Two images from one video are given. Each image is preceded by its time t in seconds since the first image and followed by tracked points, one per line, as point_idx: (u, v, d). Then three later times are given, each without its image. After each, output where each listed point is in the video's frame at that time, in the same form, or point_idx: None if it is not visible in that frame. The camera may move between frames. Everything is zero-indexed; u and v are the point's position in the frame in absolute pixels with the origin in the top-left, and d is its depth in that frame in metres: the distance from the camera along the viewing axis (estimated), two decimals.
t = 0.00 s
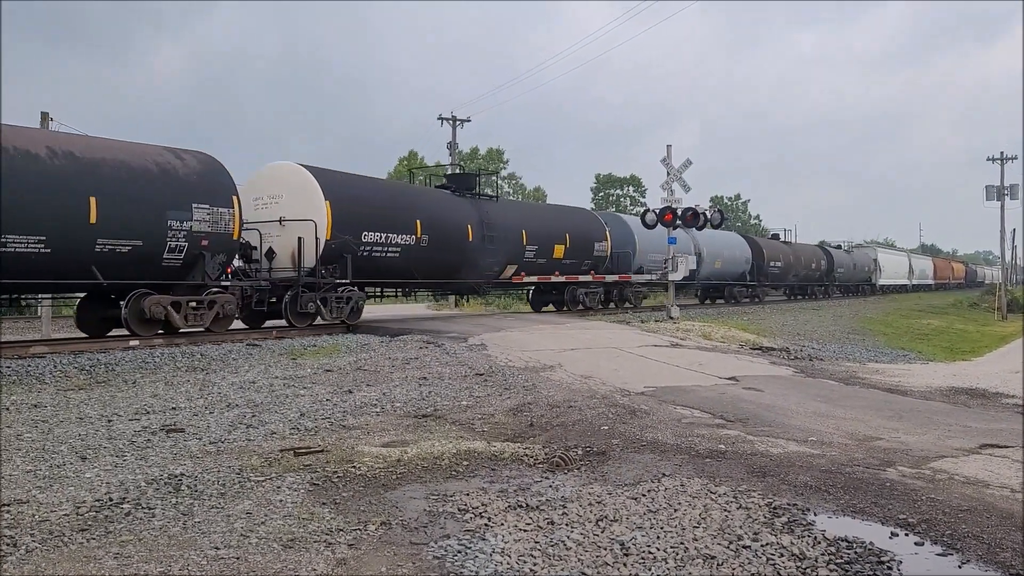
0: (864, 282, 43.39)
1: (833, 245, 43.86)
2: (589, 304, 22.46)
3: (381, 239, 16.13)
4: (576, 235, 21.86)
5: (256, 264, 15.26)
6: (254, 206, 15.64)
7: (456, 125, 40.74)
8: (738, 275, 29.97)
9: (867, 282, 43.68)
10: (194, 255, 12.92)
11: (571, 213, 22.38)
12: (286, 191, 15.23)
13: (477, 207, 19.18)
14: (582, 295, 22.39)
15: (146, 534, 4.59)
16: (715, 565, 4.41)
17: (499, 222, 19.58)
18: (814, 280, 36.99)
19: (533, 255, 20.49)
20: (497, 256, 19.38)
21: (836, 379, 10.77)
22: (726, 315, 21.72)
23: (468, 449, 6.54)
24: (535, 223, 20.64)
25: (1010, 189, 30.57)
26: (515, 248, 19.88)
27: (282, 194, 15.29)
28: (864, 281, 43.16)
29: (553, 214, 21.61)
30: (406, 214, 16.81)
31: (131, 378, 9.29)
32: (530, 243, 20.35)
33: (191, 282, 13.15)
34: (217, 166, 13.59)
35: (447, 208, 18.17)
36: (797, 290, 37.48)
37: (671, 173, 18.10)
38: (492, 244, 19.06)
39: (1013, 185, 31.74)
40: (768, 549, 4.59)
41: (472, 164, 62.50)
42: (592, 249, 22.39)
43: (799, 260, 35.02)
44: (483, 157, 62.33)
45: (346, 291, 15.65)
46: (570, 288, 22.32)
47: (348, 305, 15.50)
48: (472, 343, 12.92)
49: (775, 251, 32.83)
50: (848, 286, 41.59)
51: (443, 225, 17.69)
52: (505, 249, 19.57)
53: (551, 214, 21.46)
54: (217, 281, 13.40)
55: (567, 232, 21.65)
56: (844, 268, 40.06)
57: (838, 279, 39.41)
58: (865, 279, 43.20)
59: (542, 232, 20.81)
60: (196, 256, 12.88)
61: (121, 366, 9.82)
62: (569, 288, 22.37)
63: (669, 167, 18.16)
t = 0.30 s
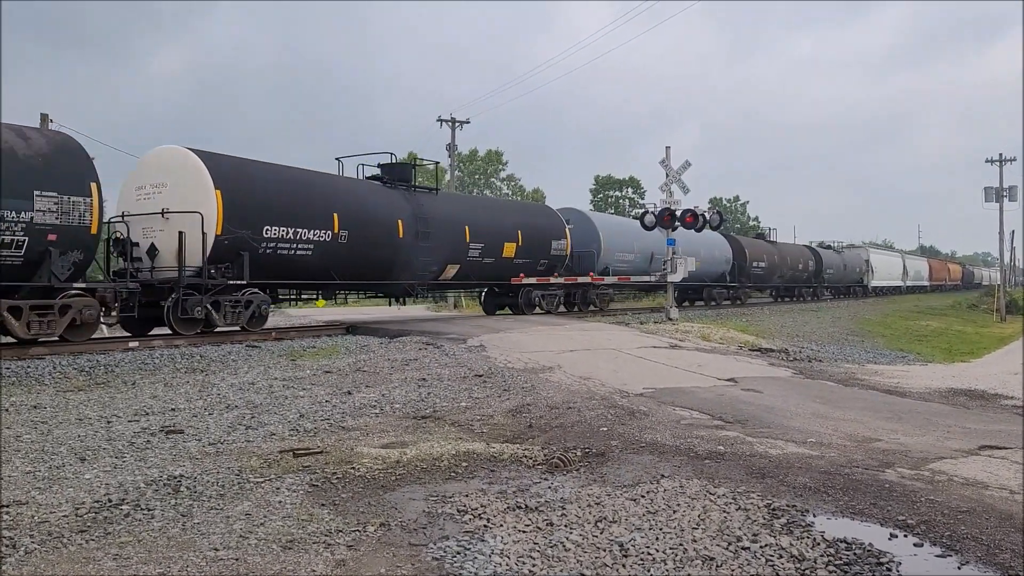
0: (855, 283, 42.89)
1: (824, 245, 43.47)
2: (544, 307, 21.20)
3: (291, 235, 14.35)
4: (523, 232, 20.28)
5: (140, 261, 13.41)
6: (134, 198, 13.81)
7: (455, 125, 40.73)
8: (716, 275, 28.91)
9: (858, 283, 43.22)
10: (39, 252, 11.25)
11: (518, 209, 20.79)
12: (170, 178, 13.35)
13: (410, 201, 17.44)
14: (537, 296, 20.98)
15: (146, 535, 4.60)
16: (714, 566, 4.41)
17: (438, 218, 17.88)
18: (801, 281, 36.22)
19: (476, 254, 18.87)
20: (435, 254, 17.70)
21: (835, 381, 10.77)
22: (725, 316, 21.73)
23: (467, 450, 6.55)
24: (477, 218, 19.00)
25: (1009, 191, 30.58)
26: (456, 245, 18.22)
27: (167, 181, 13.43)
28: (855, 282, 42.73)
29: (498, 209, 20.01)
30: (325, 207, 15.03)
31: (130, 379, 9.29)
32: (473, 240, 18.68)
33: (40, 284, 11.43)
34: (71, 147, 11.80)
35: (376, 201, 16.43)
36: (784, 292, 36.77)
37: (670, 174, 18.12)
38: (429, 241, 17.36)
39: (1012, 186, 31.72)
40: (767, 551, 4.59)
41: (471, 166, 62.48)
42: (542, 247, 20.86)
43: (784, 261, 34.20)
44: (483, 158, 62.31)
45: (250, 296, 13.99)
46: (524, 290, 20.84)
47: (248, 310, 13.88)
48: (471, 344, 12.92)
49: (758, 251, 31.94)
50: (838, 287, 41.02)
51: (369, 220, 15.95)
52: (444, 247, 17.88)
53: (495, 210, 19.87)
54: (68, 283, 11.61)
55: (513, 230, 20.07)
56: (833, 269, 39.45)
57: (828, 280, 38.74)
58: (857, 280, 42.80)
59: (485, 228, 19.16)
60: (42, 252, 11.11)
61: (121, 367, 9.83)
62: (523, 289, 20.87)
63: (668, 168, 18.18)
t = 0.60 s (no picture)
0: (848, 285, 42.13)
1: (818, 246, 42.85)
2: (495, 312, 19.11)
3: (170, 230, 11.86)
4: (472, 230, 17.72)
5: None
6: None
7: (457, 127, 40.78)
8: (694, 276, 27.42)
9: (851, 285, 42.53)
10: None
11: (467, 202, 18.20)
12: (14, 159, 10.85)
13: (330, 191, 14.81)
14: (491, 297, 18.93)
15: (146, 538, 4.59)
16: (714, 569, 4.40)
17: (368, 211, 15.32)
18: (790, 283, 35.16)
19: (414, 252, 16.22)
20: (362, 254, 15.11)
21: (836, 383, 10.75)
22: (726, 318, 21.70)
23: (467, 452, 6.54)
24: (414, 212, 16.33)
25: (1011, 193, 30.53)
26: (388, 243, 15.59)
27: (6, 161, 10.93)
28: (848, 284, 42.13)
29: (442, 202, 17.40)
30: (214, 198, 12.47)
31: (131, 381, 9.29)
32: (409, 237, 16.03)
33: None
34: None
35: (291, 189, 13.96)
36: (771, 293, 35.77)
37: (671, 176, 18.12)
38: (351, 239, 14.73)
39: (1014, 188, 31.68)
40: (768, 553, 4.58)
41: (472, 168, 62.49)
42: (494, 248, 18.37)
43: (771, 262, 32.88)
44: (484, 160, 62.34)
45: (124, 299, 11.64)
46: (472, 291, 18.79)
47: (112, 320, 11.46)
48: (472, 347, 12.91)
49: (743, 251, 30.55)
50: (830, 288, 40.20)
51: (274, 213, 13.37)
52: (371, 245, 15.25)
53: (439, 203, 17.26)
54: None
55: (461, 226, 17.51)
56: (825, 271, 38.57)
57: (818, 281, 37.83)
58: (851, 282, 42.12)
59: (425, 222, 16.47)
60: None
61: (122, 369, 9.83)
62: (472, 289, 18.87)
63: (669, 170, 18.18)
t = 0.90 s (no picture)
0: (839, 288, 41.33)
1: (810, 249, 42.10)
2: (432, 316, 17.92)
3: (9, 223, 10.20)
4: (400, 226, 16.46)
5: None
6: None
7: (457, 132, 40.89)
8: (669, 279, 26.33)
9: (844, 290, 41.81)
10: None
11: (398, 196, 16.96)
12: None
13: (228, 179, 13.45)
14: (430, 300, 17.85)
15: (146, 541, 4.59)
16: (714, 573, 4.39)
17: (269, 206, 13.91)
18: (776, 287, 34.02)
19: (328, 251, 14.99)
20: (265, 253, 13.83)
21: (837, 388, 10.75)
22: (727, 322, 21.68)
23: (468, 456, 6.54)
24: (330, 205, 15.03)
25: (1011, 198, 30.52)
26: (296, 240, 14.31)
27: None
28: (841, 289, 41.49)
29: (366, 195, 16.12)
30: (72, 184, 10.90)
31: (131, 385, 9.29)
32: (320, 234, 14.74)
33: None
34: None
35: (175, 180, 12.43)
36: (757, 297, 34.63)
37: (672, 180, 18.13)
38: (249, 234, 13.41)
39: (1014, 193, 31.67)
40: (768, 558, 4.57)
41: (473, 172, 62.54)
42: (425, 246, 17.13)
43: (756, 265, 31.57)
44: (485, 164, 62.41)
45: None
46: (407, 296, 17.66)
47: None
48: (472, 350, 12.92)
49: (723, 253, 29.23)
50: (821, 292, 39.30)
51: (152, 201, 11.91)
52: (275, 243, 13.97)
53: (362, 196, 16.00)
54: None
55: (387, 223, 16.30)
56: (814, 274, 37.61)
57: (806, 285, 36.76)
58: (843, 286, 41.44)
59: (343, 217, 15.20)
60: None
61: (122, 373, 9.83)
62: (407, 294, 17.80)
63: (670, 174, 18.19)
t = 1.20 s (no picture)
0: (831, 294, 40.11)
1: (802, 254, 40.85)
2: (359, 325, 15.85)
3: None
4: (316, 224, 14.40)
5: None
6: None
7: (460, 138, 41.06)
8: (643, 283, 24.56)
9: (839, 297, 41.08)
10: None
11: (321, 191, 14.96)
12: None
13: (89, 166, 11.23)
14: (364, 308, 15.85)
15: (148, 548, 4.58)
16: None
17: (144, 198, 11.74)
18: (763, 293, 32.30)
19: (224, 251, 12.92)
20: (140, 254, 11.75)
21: (840, 394, 10.72)
22: (729, 329, 21.62)
23: (470, 463, 6.52)
24: (225, 199, 12.98)
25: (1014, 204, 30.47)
26: (180, 238, 12.21)
27: None
28: (834, 295, 40.57)
29: (279, 187, 14.10)
30: None
31: (133, 391, 9.29)
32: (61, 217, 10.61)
33: None
34: None
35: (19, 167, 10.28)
36: (743, 302, 32.93)
37: (674, 186, 18.13)
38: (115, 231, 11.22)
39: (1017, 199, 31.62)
40: (771, 566, 4.56)
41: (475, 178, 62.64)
42: (349, 246, 15.08)
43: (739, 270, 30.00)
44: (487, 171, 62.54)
45: None
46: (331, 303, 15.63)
47: None
48: (474, 356, 12.90)
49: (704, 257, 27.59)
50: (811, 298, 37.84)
51: None
52: (152, 239, 11.81)
53: (269, 188, 13.88)
54: None
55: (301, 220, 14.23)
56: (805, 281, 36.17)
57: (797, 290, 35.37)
58: (836, 292, 40.41)
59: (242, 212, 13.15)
60: None
61: (125, 378, 9.83)
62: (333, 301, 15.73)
63: (672, 180, 18.19)
